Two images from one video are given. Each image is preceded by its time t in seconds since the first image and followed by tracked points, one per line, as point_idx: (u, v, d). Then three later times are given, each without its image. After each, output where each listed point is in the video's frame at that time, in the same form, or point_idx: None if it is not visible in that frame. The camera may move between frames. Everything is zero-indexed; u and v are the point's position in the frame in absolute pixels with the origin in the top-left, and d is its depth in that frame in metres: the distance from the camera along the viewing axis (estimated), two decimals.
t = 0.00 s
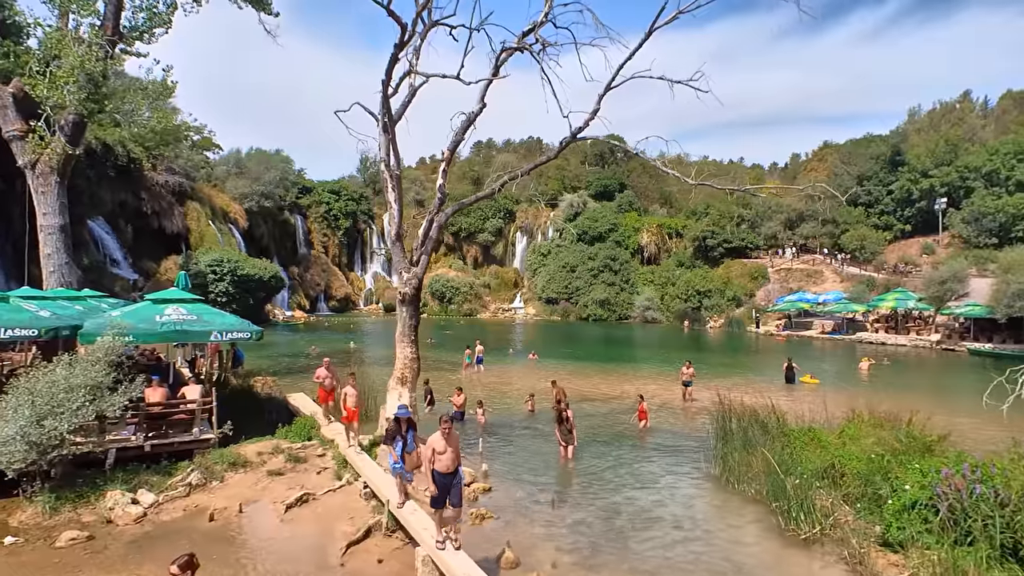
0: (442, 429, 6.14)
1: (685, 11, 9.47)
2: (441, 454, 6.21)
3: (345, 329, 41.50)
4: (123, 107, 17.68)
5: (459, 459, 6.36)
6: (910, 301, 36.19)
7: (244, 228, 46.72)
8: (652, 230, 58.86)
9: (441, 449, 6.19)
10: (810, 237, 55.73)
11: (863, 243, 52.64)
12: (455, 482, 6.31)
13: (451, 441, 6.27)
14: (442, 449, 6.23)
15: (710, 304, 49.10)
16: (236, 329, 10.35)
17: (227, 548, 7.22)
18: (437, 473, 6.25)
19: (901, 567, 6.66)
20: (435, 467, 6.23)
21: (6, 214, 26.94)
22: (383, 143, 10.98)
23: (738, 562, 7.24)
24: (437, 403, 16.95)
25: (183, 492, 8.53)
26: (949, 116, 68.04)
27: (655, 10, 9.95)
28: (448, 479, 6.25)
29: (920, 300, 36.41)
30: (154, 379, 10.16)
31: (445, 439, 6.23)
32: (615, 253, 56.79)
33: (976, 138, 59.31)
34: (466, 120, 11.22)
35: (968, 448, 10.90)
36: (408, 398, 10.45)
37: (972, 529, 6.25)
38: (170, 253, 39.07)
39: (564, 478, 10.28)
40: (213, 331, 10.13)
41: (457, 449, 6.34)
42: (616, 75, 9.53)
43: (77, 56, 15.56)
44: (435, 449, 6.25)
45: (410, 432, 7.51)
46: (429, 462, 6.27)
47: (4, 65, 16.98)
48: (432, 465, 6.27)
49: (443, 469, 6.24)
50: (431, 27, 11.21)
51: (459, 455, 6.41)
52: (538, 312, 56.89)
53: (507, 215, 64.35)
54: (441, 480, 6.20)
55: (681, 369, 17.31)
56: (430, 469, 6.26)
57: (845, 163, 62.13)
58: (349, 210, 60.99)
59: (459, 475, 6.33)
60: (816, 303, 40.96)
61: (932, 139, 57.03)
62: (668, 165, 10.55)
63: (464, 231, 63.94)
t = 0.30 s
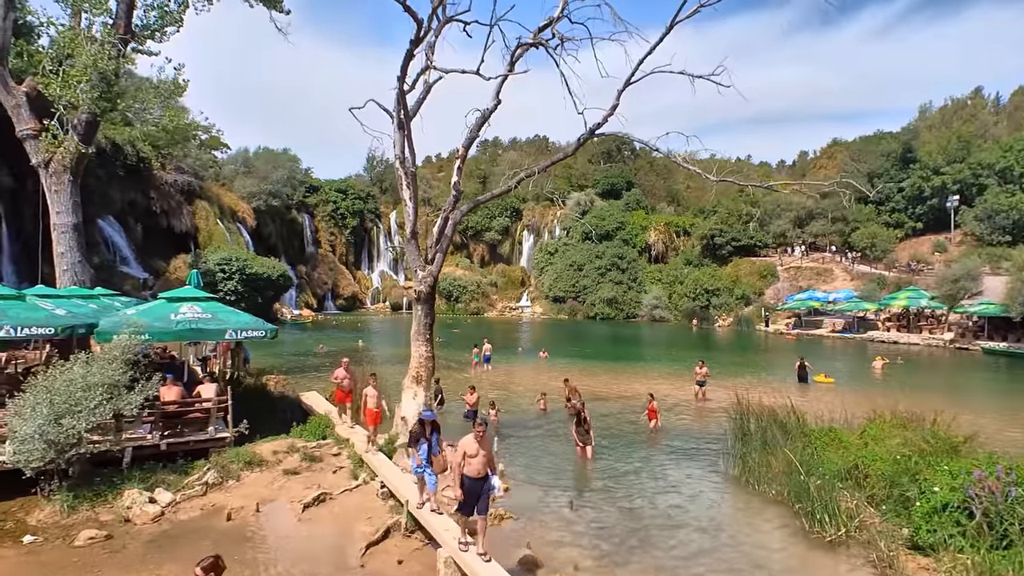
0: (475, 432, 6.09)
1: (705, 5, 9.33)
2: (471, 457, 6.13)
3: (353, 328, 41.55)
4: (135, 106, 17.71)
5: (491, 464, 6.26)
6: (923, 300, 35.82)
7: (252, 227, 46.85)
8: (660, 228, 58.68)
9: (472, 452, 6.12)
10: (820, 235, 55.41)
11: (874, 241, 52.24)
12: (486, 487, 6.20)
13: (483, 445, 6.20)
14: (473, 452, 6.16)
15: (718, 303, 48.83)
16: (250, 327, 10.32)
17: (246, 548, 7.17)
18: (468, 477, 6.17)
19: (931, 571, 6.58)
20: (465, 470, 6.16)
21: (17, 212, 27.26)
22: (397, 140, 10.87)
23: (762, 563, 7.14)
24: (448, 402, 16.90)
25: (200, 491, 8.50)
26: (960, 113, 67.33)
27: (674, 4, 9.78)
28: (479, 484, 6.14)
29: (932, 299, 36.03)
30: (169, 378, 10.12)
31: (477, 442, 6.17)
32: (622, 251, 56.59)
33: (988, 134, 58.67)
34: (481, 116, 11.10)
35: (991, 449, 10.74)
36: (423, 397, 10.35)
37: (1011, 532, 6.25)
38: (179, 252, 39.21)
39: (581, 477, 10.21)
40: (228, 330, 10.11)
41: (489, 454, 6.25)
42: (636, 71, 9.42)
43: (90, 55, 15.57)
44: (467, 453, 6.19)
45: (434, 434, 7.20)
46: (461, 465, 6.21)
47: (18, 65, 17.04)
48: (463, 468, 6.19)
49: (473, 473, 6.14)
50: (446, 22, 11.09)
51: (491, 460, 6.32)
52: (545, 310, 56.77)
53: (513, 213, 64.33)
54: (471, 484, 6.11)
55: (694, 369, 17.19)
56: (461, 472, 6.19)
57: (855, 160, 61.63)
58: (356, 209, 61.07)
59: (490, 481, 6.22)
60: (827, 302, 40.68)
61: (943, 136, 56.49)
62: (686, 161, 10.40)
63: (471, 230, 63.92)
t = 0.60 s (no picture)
0: (509, 433, 5.90)
1: None
2: (506, 460, 5.90)
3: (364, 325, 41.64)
4: (149, 104, 17.75)
5: (526, 468, 6.01)
6: (939, 298, 35.29)
7: (263, 225, 47.00)
8: (670, 225, 58.36)
9: (507, 455, 5.91)
10: (832, 232, 54.89)
11: (888, 238, 51.68)
12: (520, 492, 5.94)
13: (518, 448, 5.99)
14: (507, 455, 5.94)
15: (730, 301, 48.45)
16: (267, 326, 10.28)
17: (268, 548, 7.12)
18: (502, 481, 5.91)
19: None
20: (499, 474, 5.91)
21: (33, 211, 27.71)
22: (414, 137, 10.73)
23: (788, 567, 7.02)
24: (462, 401, 16.83)
25: (219, 490, 8.46)
26: (976, 108, 66.36)
27: None
28: (513, 489, 5.88)
29: (949, 297, 35.49)
30: (186, 376, 10.10)
31: (512, 445, 5.97)
32: (632, 248, 56.31)
33: (1005, 129, 57.77)
34: (499, 112, 10.95)
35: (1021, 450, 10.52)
36: (441, 397, 10.23)
37: None
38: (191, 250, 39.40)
39: (601, 478, 10.10)
40: (245, 328, 10.07)
41: (524, 458, 6.02)
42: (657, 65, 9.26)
43: (105, 53, 15.60)
44: (501, 456, 5.97)
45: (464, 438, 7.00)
46: (494, 469, 5.98)
47: (33, 64, 17.12)
48: (497, 472, 5.96)
49: (507, 477, 5.89)
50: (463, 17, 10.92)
51: (526, 464, 6.08)
52: (554, 308, 56.61)
53: (523, 211, 64.26)
54: (505, 488, 5.86)
55: (709, 368, 17.00)
56: (494, 476, 5.96)
57: (868, 156, 60.91)
58: (366, 207, 61.15)
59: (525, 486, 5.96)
60: (840, 299, 40.34)
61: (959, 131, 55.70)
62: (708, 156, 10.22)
63: (480, 227, 63.86)
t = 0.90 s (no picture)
0: (546, 439, 5.83)
1: None
2: (543, 466, 5.85)
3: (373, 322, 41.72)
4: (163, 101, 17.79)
5: (560, 473, 5.99)
6: (953, 294, 34.87)
7: (272, 222, 47.16)
8: (678, 222, 58.16)
9: (543, 460, 5.85)
10: (843, 229, 54.50)
11: (900, 234, 51.21)
12: (556, 496, 5.92)
13: (553, 452, 5.94)
14: (544, 460, 5.89)
15: (739, 298, 48.15)
16: (286, 322, 10.31)
17: (290, 544, 7.11)
18: (537, 486, 5.89)
19: None
20: (535, 479, 5.88)
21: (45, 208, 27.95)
22: (431, 132, 10.66)
23: (817, 566, 6.94)
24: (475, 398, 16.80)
25: (241, 486, 8.47)
26: (990, 102, 65.57)
27: None
28: (549, 494, 5.86)
29: (963, 293, 35.07)
30: (205, 372, 10.11)
31: (547, 449, 5.91)
32: (640, 245, 56.10)
33: (1020, 124, 57.08)
34: (516, 106, 10.86)
35: None
36: (460, 393, 10.22)
37: None
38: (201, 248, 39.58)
39: (620, 475, 10.07)
40: (264, 324, 10.08)
41: (558, 462, 5.99)
42: (680, 59, 9.17)
43: (119, 50, 15.66)
44: (537, 460, 5.91)
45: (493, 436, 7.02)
46: (529, 474, 5.93)
47: (48, 61, 17.21)
48: (532, 476, 5.92)
49: (544, 482, 5.87)
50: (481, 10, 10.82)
51: (560, 468, 6.06)
52: (562, 305, 56.51)
53: (530, 208, 64.20)
54: (541, 494, 5.83)
55: (722, 365, 16.86)
56: (530, 481, 5.92)
57: (879, 151, 60.36)
58: (374, 203, 61.22)
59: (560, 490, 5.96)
60: (852, 296, 40.04)
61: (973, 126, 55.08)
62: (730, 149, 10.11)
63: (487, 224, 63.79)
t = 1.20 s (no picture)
0: (585, 442, 5.72)
1: None
2: (582, 469, 5.77)
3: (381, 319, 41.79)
4: (176, 99, 17.82)
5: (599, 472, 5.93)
6: (965, 291, 34.59)
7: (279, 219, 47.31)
8: (685, 219, 57.92)
9: (583, 463, 5.75)
10: (852, 225, 54.14)
11: (910, 230, 50.82)
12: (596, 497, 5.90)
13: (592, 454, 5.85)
14: (583, 463, 5.79)
15: (748, 294, 47.94)
16: (305, 320, 10.35)
17: (317, 541, 7.15)
18: (577, 488, 5.86)
19: None
20: (576, 483, 5.82)
21: (55, 206, 28.08)
22: (450, 129, 10.65)
23: (844, 565, 6.93)
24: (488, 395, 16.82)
25: (264, 482, 8.52)
26: (1002, 97, 64.98)
27: None
28: (589, 495, 5.85)
29: (975, 290, 34.76)
30: (226, 369, 10.15)
31: (586, 452, 5.80)
32: (647, 242, 55.93)
33: None
34: (534, 103, 10.85)
35: None
36: (479, 390, 10.25)
37: None
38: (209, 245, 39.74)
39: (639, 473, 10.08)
40: (284, 321, 10.12)
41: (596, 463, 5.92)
42: (703, 54, 9.18)
43: (134, 49, 15.71)
44: (576, 464, 5.80)
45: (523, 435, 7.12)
46: (569, 477, 5.85)
47: (63, 59, 17.28)
48: (572, 478, 5.87)
49: (584, 484, 5.83)
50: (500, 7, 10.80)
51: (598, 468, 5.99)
52: (569, 302, 56.38)
53: (536, 204, 64.09)
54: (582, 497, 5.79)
55: (736, 363, 16.79)
56: (569, 483, 5.89)
57: (889, 147, 59.88)
58: (380, 200, 61.23)
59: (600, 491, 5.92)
60: (862, 293, 39.79)
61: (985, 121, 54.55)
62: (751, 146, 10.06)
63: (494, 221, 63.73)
